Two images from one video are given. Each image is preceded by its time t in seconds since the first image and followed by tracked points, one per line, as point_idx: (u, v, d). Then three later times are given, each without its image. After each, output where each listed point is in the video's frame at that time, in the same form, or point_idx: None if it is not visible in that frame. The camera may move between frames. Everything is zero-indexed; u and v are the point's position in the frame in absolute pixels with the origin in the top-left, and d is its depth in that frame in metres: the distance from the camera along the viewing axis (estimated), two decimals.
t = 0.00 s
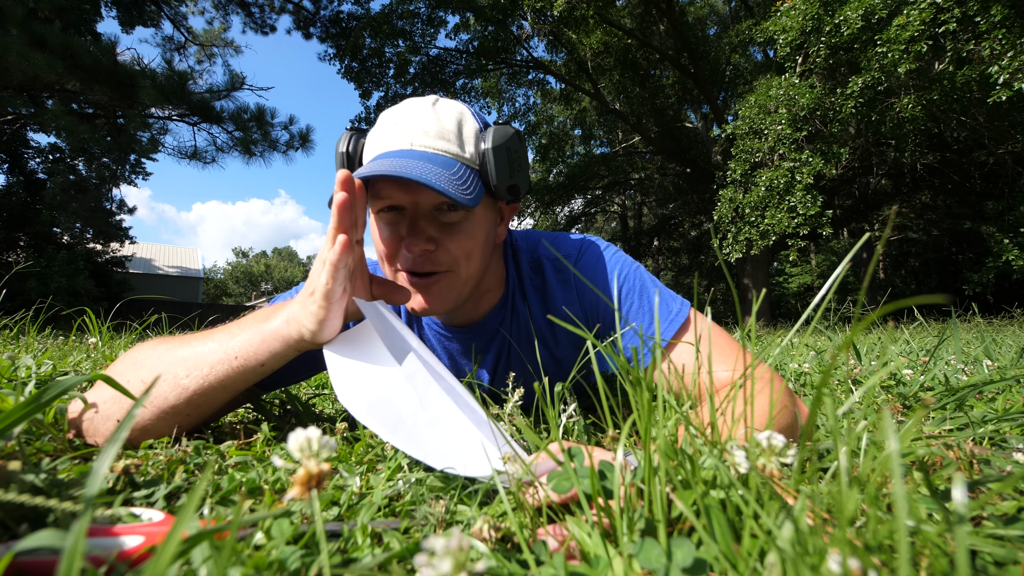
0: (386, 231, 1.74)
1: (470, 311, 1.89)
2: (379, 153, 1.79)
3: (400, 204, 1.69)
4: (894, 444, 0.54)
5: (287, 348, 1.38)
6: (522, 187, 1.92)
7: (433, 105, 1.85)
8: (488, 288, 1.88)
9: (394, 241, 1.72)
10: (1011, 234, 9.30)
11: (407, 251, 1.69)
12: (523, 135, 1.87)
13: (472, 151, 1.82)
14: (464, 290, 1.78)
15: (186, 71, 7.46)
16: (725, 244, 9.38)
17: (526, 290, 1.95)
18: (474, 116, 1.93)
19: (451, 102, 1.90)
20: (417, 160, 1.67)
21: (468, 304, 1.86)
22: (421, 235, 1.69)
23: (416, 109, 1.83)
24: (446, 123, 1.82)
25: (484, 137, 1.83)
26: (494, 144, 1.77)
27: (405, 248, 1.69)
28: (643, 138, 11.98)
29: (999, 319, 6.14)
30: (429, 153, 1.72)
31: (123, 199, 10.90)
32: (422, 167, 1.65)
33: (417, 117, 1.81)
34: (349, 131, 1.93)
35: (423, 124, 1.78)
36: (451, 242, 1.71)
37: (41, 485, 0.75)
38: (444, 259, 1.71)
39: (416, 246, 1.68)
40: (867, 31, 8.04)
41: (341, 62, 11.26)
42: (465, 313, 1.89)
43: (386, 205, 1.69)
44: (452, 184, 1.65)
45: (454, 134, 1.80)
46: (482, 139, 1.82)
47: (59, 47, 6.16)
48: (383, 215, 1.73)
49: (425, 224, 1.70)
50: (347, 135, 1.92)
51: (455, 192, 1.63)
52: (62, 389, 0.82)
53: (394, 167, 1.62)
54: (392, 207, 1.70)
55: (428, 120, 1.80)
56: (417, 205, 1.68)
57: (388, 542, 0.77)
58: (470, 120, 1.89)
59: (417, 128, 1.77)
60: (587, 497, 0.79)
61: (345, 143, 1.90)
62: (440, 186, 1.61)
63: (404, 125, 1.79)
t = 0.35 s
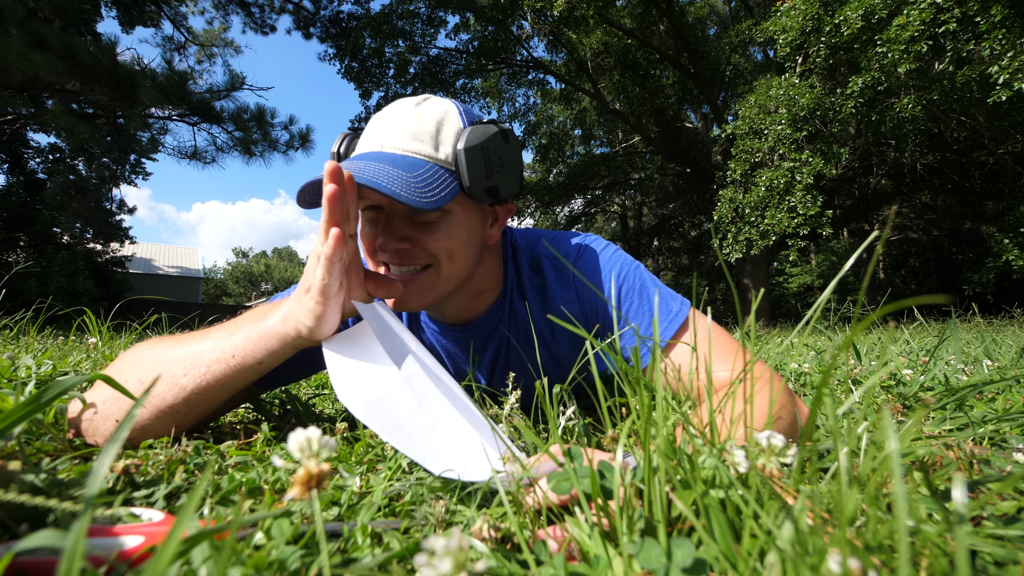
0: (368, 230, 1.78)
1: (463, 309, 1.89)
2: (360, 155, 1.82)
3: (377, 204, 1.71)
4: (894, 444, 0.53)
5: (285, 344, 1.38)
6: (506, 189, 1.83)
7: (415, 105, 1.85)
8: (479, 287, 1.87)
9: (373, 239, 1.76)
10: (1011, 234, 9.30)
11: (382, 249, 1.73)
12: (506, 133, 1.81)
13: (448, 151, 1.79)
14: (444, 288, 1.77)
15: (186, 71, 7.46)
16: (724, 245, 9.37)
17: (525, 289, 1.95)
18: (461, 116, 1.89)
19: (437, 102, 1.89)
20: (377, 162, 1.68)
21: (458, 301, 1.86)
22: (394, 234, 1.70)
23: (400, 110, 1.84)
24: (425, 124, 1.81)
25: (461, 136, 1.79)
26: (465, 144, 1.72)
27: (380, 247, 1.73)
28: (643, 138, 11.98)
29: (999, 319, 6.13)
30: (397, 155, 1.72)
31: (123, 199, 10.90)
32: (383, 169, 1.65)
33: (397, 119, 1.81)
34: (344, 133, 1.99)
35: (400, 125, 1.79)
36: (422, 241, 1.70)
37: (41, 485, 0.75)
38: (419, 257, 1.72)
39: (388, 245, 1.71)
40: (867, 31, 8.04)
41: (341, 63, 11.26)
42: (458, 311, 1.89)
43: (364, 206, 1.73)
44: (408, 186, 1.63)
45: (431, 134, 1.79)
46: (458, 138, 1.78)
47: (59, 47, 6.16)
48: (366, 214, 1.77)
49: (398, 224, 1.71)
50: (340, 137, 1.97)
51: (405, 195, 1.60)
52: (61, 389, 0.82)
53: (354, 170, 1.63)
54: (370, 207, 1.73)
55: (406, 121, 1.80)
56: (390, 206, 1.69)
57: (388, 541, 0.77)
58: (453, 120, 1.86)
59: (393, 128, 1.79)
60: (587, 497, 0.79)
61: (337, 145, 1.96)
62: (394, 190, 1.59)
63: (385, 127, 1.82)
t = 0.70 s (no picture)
0: (381, 242, 1.74)
1: (470, 312, 1.89)
2: (363, 165, 1.78)
3: (391, 215, 1.69)
4: (894, 444, 0.54)
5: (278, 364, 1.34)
6: (513, 181, 1.91)
7: (412, 109, 1.85)
8: (488, 289, 1.89)
9: (391, 251, 1.73)
10: (1011, 234, 9.29)
11: (403, 260, 1.71)
12: (508, 128, 1.86)
13: (456, 151, 1.81)
14: (466, 289, 1.79)
15: (186, 71, 7.46)
16: (724, 245, 9.36)
17: (524, 291, 1.95)
18: (456, 115, 1.92)
19: (430, 104, 1.90)
20: (402, 169, 1.66)
21: (471, 305, 1.88)
22: (416, 241, 1.69)
23: (397, 116, 1.83)
24: (428, 128, 1.82)
25: (468, 135, 1.82)
26: (477, 142, 1.77)
27: (403, 258, 1.70)
28: (643, 138, 11.97)
29: (999, 319, 6.13)
30: (413, 160, 1.72)
31: (123, 199, 10.90)
32: (408, 174, 1.64)
33: (397, 124, 1.81)
34: (333, 146, 1.95)
35: (405, 130, 1.79)
36: (446, 245, 1.71)
37: (41, 485, 0.75)
38: (443, 261, 1.72)
39: (413, 254, 1.69)
40: (867, 31, 8.04)
41: (341, 63, 11.26)
42: (466, 315, 1.90)
43: (379, 217, 1.69)
44: (440, 188, 1.63)
45: (437, 136, 1.80)
46: (466, 137, 1.81)
47: (59, 47, 6.16)
48: (377, 225, 1.73)
49: (419, 231, 1.70)
50: (331, 151, 1.94)
51: (442, 197, 1.60)
52: (61, 389, 0.82)
53: (378, 179, 1.60)
54: (384, 218, 1.70)
55: (409, 126, 1.80)
56: (409, 214, 1.67)
57: (387, 542, 0.77)
58: (451, 120, 1.89)
59: (399, 134, 1.77)
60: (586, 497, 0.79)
61: (330, 159, 1.92)
62: (428, 194, 1.59)
63: (386, 134, 1.80)
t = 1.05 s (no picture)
0: (366, 245, 1.75)
1: (463, 313, 1.88)
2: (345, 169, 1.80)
3: (374, 215, 1.70)
4: (894, 444, 0.54)
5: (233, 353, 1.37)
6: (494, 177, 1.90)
7: (391, 113, 1.88)
8: (477, 292, 1.88)
9: (375, 254, 1.72)
10: (1011, 234, 9.28)
11: (389, 261, 1.69)
12: (485, 126, 1.87)
13: (434, 149, 1.82)
14: (453, 289, 1.75)
15: (186, 71, 7.46)
16: (725, 245, 9.36)
17: (520, 293, 1.94)
18: (435, 117, 1.93)
19: (409, 108, 1.92)
20: (378, 166, 1.68)
21: (460, 306, 1.85)
22: (399, 241, 1.68)
23: (376, 121, 1.85)
24: (405, 128, 1.83)
25: (445, 133, 1.82)
26: (454, 137, 1.77)
27: (386, 257, 1.69)
28: (643, 138, 11.96)
29: (1000, 319, 6.12)
30: (390, 158, 1.73)
31: (123, 199, 10.90)
32: (385, 170, 1.66)
33: (375, 128, 1.82)
34: (318, 155, 1.98)
35: (383, 132, 1.80)
36: (429, 246, 1.70)
37: (41, 485, 0.74)
38: (425, 265, 1.69)
39: (396, 255, 1.68)
40: (867, 31, 8.04)
41: (341, 62, 11.26)
42: (456, 316, 1.88)
43: (362, 219, 1.71)
44: (415, 181, 1.65)
45: (415, 136, 1.81)
46: (443, 135, 1.82)
47: (59, 47, 6.16)
48: (363, 229, 1.74)
49: (403, 231, 1.70)
50: (315, 160, 1.96)
51: (416, 190, 1.62)
52: (62, 389, 0.82)
53: (358, 175, 1.63)
54: (368, 219, 1.71)
55: (387, 127, 1.82)
56: (391, 212, 1.68)
57: (387, 542, 0.77)
58: (430, 121, 1.89)
59: (376, 137, 1.80)
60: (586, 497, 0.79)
61: (315, 167, 1.94)
62: (406, 188, 1.60)
63: (364, 137, 1.81)
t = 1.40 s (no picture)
0: (395, 238, 1.72)
1: (475, 314, 1.88)
2: (386, 159, 1.75)
3: (410, 210, 1.67)
4: (894, 444, 0.54)
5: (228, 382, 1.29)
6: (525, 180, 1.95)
7: (432, 109, 1.87)
8: (494, 290, 1.88)
9: (405, 248, 1.70)
10: (1011, 234, 9.28)
11: (420, 255, 1.68)
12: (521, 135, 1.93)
13: (476, 150, 1.84)
14: (477, 286, 1.78)
15: (186, 71, 7.46)
16: (724, 245, 9.37)
17: (525, 293, 1.95)
18: (470, 118, 1.96)
19: (446, 105, 1.92)
20: (432, 162, 1.67)
21: (477, 305, 1.86)
22: (435, 237, 1.67)
23: (416, 116, 1.83)
24: (448, 127, 1.84)
25: (487, 136, 1.85)
26: (499, 141, 1.81)
27: (420, 252, 1.67)
28: (643, 138, 11.97)
29: (999, 319, 6.13)
30: (440, 155, 1.72)
31: (123, 199, 10.90)
32: (439, 168, 1.65)
33: (418, 122, 1.81)
34: (345, 140, 1.90)
35: (428, 129, 1.79)
36: (463, 243, 1.70)
37: (41, 485, 0.74)
38: (458, 260, 1.70)
39: (430, 250, 1.67)
40: (867, 31, 8.04)
41: (341, 62, 11.27)
42: (472, 315, 1.88)
43: (396, 213, 1.67)
44: (469, 182, 1.66)
45: (458, 136, 1.82)
46: (485, 138, 1.85)
47: (58, 47, 6.16)
48: (391, 223, 1.71)
49: (438, 227, 1.68)
50: (345, 145, 1.88)
51: (473, 191, 1.64)
52: (62, 389, 0.82)
53: (411, 171, 1.61)
54: (401, 214, 1.68)
55: (431, 124, 1.81)
56: (429, 209, 1.66)
57: (388, 542, 0.77)
58: (467, 122, 1.92)
59: (422, 132, 1.77)
60: (589, 496, 0.79)
61: (345, 153, 1.87)
62: (457, 186, 1.61)
63: (408, 130, 1.78)
